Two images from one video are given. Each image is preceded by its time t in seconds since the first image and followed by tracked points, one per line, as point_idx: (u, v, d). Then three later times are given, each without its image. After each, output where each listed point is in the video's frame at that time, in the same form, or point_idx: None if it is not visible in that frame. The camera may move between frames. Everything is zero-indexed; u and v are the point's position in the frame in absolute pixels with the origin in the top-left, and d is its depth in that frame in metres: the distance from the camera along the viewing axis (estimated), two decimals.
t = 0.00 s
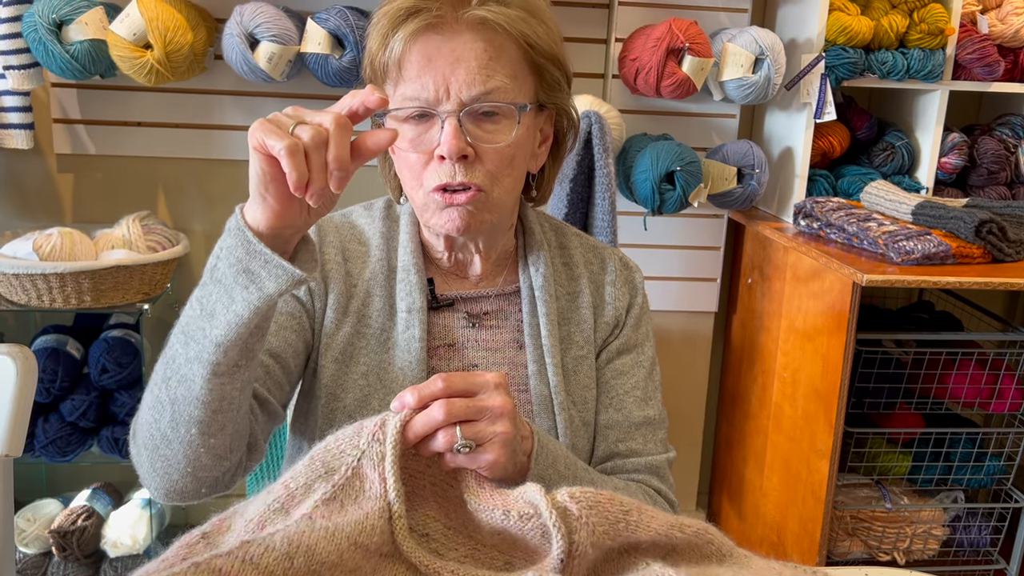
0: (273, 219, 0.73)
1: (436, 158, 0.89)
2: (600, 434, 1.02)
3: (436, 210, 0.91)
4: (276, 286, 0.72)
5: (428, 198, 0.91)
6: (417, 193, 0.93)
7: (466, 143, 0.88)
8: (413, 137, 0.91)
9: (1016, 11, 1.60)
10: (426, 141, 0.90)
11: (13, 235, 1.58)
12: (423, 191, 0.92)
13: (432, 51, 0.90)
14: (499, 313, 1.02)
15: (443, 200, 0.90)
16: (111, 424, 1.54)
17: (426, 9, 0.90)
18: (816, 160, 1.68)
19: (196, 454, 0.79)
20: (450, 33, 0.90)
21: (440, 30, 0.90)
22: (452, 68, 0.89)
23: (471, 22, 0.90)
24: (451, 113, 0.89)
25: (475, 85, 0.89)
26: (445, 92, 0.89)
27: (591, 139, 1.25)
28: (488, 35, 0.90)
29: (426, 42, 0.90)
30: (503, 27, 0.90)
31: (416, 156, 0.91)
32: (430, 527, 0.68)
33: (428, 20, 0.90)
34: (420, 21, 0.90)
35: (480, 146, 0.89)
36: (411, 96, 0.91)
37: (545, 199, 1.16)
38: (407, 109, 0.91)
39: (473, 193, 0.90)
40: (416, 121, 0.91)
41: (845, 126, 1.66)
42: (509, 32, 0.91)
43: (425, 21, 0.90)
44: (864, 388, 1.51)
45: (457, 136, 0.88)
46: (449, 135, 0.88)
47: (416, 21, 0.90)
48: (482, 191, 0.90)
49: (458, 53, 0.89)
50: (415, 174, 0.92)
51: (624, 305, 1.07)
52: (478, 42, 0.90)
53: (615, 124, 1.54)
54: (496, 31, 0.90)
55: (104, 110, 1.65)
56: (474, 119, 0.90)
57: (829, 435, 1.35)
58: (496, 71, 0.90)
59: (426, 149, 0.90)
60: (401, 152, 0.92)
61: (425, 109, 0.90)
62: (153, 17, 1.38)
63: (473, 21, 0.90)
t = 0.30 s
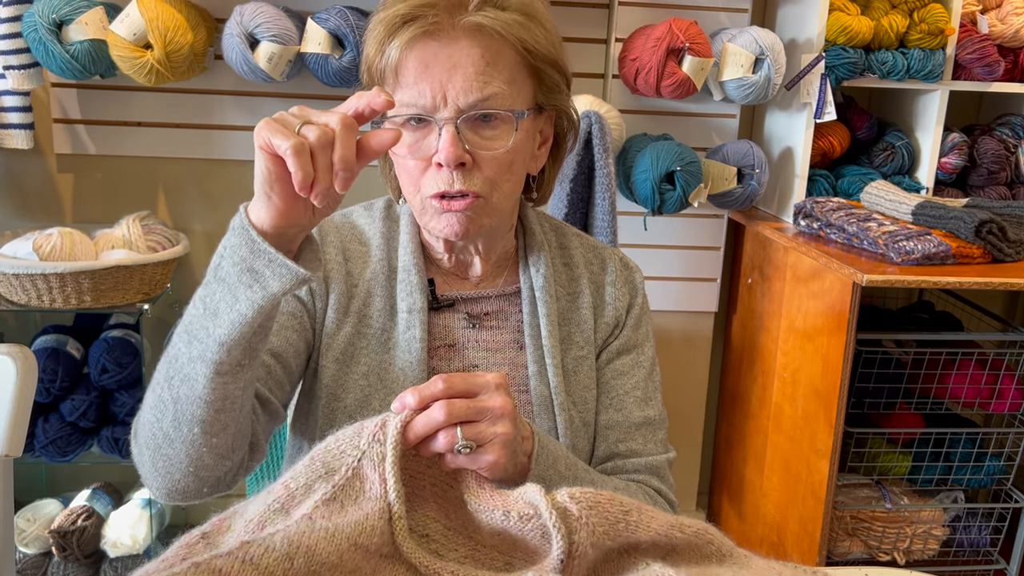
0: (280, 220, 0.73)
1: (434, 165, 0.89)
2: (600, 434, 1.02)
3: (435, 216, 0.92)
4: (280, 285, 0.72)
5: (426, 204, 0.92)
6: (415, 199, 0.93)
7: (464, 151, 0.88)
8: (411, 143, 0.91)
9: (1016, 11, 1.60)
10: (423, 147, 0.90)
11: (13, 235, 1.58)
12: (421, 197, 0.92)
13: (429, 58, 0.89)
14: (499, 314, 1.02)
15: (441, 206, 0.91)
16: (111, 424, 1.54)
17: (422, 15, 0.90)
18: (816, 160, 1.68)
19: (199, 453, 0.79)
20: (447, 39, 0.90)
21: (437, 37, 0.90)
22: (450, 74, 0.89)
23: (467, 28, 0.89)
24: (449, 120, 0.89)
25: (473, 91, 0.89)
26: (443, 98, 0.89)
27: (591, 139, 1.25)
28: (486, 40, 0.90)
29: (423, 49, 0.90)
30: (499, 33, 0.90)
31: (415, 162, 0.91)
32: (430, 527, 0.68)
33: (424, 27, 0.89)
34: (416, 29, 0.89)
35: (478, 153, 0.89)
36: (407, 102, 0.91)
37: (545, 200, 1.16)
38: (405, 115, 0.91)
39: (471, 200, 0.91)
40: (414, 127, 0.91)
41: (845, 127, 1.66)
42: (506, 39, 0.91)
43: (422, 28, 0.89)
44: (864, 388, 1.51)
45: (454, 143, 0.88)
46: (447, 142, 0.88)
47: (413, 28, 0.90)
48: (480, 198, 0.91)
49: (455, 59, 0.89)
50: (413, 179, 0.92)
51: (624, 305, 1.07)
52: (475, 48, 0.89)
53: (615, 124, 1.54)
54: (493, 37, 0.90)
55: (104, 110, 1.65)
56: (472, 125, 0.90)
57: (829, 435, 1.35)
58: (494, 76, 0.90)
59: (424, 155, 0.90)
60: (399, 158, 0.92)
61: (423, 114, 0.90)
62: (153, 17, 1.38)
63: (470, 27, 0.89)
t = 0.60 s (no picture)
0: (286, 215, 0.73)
1: (432, 163, 0.89)
2: (599, 434, 1.02)
3: (433, 215, 0.92)
4: (302, 287, 0.70)
5: (424, 203, 0.92)
6: (413, 197, 0.93)
7: (463, 150, 0.88)
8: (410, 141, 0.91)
9: (1016, 11, 1.60)
10: (422, 146, 0.90)
11: (13, 236, 1.58)
12: (420, 195, 0.92)
13: (429, 57, 0.89)
14: (499, 314, 1.02)
15: (439, 205, 0.91)
16: (110, 424, 1.54)
17: (422, 14, 0.90)
18: (816, 160, 1.68)
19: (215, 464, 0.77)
20: (446, 38, 0.90)
21: (436, 35, 0.90)
22: (450, 74, 0.89)
23: (467, 27, 0.90)
24: (448, 119, 0.89)
25: (473, 91, 0.89)
26: (442, 97, 0.89)
27: (591, 139, 1.25)
28: (486, 39, 0.90)
29: (423, 47, 0.90)
30: (500, 33, 0.90)
31: (414, 160, 0.91)
32: (429, 528, 0.68)
33: (423, 26, 0.89)
34: (416, 28, 0.89)
35: (477, 153, 0.90)
36: (408, 101, 0.90)
37: (545, 200, 1.16)
38: (404, 113, 0.90)
39: (469, 200, 0.91)
40: (413, 125, 0.91)
41: (845, 127, 1.66)
42: (506, 38, 0.91)
43: (421, 27, 0.89)
44: (864, 388, 1.51)
45: (454, 142, 0.88)
46: (446, 141, 0.88)
47: (413, 27, 0.90)
48: (478, 198, 0.91)
49: (455, 58, 0.89)
50: (411, 177, 0.92)
51: (623, 306, 1.07)
52: (475, 47, 0.89)
53: (615, 124, 1.54)
54: (493, 36, 0.90)
55: (104, 110, 1.65)
56: (471, 124, 0.90)
57: (829, 435, 1.35)
58: (493, 76, 0.90)
59: (423, 153, 0.90)
60: (398, 157, 0.92)
61: (423, 113, 0.90)
62: (153, 17, 1.38)
63: (470, 26, 0.89)
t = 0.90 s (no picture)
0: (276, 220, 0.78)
1: (415, 151, 0.90)
2: (599, 434, 1.02)
3: (416, 202, 0.91)
4: (306, 294, 0.77)
5: (408, 190, 0.92)
6: (398, 186, 0.93)
7: (445, 137, 0.88)
8: (398, 130, 0.92)
9: (1016, 11, 1.60)
10: (408, 133, 0.91)
11: (13, 236, 1.58)
12: (404, 182, 0.92)
13: (420, 42, 0.90)
14: (498, 314, 1.02)
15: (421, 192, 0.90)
16: (110, 424, 1.54)
17: (413, 2, 0.90)
18: (816, 160, 1.68)
19: (241, 477, 0.83)
20: (437, 27, 0.90)
21: (428, 23, 0.91)
22: (437, 62, 0.89)
23: (459, 16, 0.90)
24: (433, 106, 0.89)
25: (458, 79, 0.89)
26: (429, 85, 0.90)
27: (591, 139, 1.25)
28: (478, 31, 0.90)
29: (414, 35, 0.91)
30: (492, 26, 0.90)
31: (400, 148, 0.91)
32: (428, 530, 0.68)
33: (414, 13, 0.90)
34: (407, 14, 0.90)
35: (460, 141, 0.89)
36: (398, 87, 0.92)
37: (541, 204, 1.12)
38: (394, 100, 0.92)
39: (452, 190, 0.91)
40: (401, 112, 0.92)
41: (845, 126, 1.66)
42: (497, 31, 0.90)
43: (412, 14, 0.90)
44: (864, 388, 1.51)
45: (435, 128, 0.88)
46: (428, 127, 0.88)
47: (405, 12, 0.90)
48: (460, 189, 0.91)
49: (443, 47, 0.90)
50: (397, 166, 0.92)
51: (623, 305, 1.07)
52: (466, 37, 0.90)
53: (615, 124, 1.54)
54: (484, 29, 0.90)
55: (104, 110, 1.65)
56: (456, 114, 0.90)
57: (829, 435, 1.35)
58: (482, 67, 0.90)
59: (408, 141, 0.91)
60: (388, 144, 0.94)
61: (410, 101, 0.91)
62: (153, 17, 1.38)
63: (461, 16, 0.90)
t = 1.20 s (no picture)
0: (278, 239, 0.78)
1: (409, 154, 0.90)
2: (601, 432, 1.02)
3: (411, 206, 0.92)
4: (308, 320, 0.77)
5: (403, 194, 0.92)
6: (394, 189, 0.94)
7: (437, 140, 0.89)
8: (392, 133, 0.93)
9: (1016, 11, 1.60)
10: (401, 137, 0.92)
11: (13, 236, 1.58)
12: (400, 187, 0.93)
13: (410, 46, 0.91)
14: (499, 313, 1.02)
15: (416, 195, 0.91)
16: (110, 424, 1.54)
17: (403, 5, 0.90)
18: (816, 160, 1.68)
19: (249, 494, 0.84)
20: (428, 30, 0.90)
21: (418, 26, 0.91)
22: (428, 64, 0.89)
23: (449, 19, 0.90)
24: (425, 109, 0.90)
25: (449, 81, 0.89)
26: (420, 88, 0.90)
27: (590, 139, 1.25)
28: (468, 33, 0.90)
29: (405, 38, 0.91)
30: (481, 27, 0.89)
31: (394, 151, 0.92)
32: (428, 532, 0.68)
33: (404, 17, 0.90)
34: (397, 18, 0.90)
35: (453, 143, 0.90)
36: (390, 90, 0.92)
37: (539, 205, 1.13)
38: (387, 103, 0.92)
39: (446, 192, 0.91)
40: (394, 115, 0.93)
41: (844, 127, 1.66)
42: (487, 33, 0.90)
43: (402, 17, 0.90)
44: (864, 388, 1.52)
45: (428, 132, 0.88)
46: (419, 130, 0.88)
47: (395, 17, 0.90)
48: (453, 191, 0.91)
49: (434, 49, 0.90)
50: (392, 168, 0.93)
51: (623, 304, 1.07)
52: (457, 39, 0.90)
53: (615, 125, 1.54)
54: (474, 31, 0.90)
55: (104, 110, 1.65)
56: (450, 116, 0.90)
57: (829, 436, 1.35)
58: (473, 67, 0.90)
59: (402, 144, 0.91)
60: (383, 150, 0.94)
61: (403, 104, 0.91)
62: (153, 17, 1.38)
63: (451, 18, 0.89)
